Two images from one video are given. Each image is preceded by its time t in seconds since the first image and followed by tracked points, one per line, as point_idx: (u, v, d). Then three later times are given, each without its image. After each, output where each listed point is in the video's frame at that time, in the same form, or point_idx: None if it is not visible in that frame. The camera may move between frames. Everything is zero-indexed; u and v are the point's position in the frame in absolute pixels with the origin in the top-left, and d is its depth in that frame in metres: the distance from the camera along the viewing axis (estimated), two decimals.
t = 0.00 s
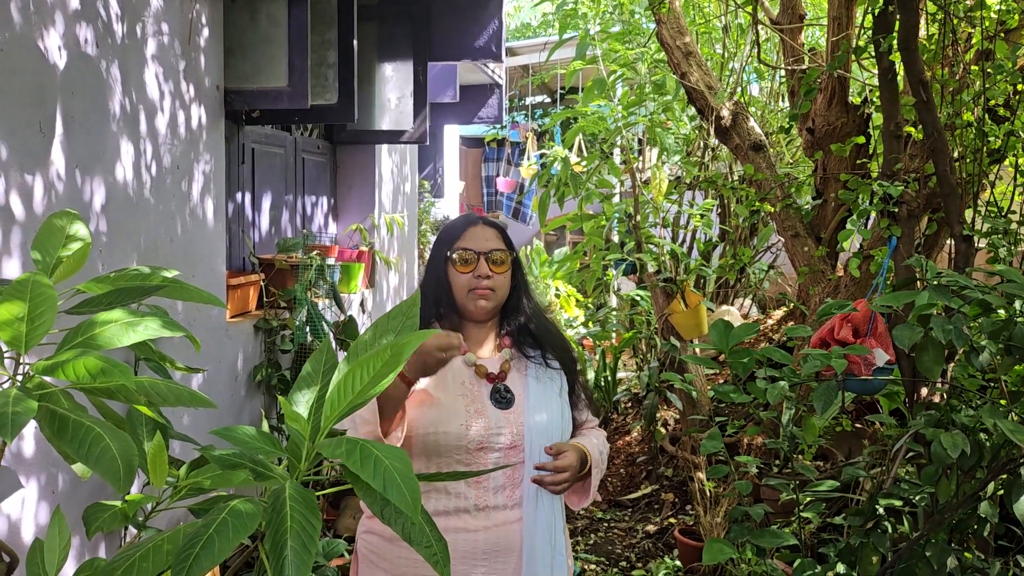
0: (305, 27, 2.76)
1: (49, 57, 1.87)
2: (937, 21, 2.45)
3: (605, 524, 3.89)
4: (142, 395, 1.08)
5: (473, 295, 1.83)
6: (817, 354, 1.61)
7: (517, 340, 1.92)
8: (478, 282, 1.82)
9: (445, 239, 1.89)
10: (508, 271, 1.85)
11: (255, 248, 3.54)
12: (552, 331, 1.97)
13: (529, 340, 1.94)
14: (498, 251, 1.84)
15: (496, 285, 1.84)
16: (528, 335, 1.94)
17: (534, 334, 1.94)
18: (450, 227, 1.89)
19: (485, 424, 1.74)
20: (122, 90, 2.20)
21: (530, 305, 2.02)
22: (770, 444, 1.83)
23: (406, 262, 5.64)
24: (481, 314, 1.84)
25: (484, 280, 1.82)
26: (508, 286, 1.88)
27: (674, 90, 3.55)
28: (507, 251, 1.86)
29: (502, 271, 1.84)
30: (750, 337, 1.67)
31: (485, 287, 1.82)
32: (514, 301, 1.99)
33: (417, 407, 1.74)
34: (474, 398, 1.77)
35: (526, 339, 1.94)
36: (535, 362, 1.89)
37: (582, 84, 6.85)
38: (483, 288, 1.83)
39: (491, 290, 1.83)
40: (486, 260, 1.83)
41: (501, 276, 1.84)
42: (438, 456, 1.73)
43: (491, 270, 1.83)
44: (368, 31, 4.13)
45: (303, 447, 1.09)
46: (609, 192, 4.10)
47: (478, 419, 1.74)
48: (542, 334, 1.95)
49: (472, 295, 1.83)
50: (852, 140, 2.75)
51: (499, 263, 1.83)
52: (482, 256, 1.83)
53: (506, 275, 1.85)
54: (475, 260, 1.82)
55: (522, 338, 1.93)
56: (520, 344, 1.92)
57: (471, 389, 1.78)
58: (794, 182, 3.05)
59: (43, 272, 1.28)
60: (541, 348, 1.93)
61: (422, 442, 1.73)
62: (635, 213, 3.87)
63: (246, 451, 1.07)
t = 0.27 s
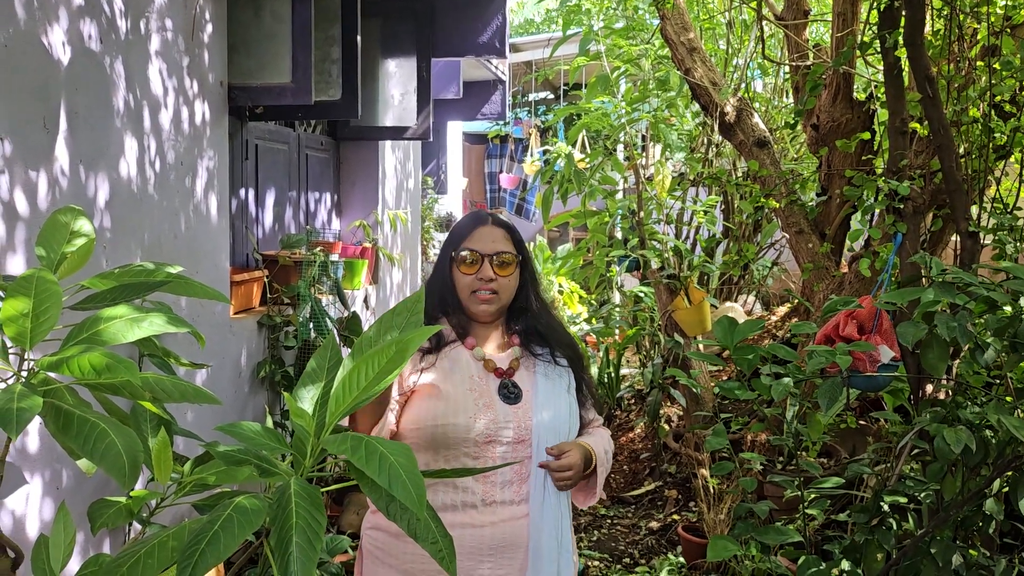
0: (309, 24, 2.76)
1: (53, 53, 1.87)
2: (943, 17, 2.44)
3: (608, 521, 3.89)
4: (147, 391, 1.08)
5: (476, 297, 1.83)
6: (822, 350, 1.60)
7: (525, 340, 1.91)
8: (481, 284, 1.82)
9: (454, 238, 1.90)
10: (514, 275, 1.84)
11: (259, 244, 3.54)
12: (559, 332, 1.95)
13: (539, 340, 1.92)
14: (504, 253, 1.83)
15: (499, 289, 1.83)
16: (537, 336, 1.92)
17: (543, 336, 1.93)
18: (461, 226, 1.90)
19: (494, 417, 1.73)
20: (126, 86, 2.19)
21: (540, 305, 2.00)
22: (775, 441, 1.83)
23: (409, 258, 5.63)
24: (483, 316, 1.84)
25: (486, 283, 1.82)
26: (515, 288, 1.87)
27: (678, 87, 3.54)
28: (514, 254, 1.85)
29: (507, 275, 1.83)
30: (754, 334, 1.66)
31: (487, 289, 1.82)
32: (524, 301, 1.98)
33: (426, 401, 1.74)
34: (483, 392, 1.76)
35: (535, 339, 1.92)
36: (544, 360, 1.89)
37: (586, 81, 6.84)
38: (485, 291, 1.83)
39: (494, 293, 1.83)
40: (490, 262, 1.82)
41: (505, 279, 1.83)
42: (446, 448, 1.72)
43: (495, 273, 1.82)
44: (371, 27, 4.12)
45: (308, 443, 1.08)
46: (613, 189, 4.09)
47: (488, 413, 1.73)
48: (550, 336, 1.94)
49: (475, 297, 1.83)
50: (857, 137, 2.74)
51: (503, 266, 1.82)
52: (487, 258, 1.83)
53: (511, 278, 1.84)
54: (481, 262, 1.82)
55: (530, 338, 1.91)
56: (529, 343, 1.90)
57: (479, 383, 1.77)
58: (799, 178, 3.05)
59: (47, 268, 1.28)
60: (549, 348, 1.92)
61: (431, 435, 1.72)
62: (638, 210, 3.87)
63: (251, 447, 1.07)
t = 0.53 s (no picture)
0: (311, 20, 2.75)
1: (54, 49, 1.87)
2: (947, 11, 2.43)
3: (611, 517, 3.89)
4: (148, 386, 1.08)
5: (486, 288, 1.83)
6: (826, 346, 1.59)
7: (532, 334, 1.91)
8: (489, 275, 1.82)
9: (452, 235, 1.89)
10: (518, 260, 1.84)
11: (262, 240, 3.54)
12: (565, 328, 1.94)
13: (544, 337, 1.92)
14: (504, 241, 1.83)
15: (507, 276, 1.83)
16: (545, 329, 1.93)
17: (549, 327, 1.93)
18: (458, 222, 1.89)
19: (497, 416, 1.73)
20: (128, 82, 2.19)
21: (542, 294, 2.01)
22: (778, 437, 1.82)
23: (412, 254, 5.63)
24: (495, 306, 1.84)
25: (494, 272, 1.82)
26: (519, 275, 1.87)
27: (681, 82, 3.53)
28: (515, 240, 1.85)
29: (512, 261, 1.83)
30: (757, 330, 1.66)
31: (496, 279, 1.82)
32: (526, 290, 1.98)
33: (431, 398, 1.74)
34: (488, 391, 1.76)
35: (542, 333, 1.92)
36: (549, 359, 1.88)
37: (588, 76, 6.82)
38: (495, 280, 1.82)
39: (503, 281, 1.83)
40: (494, 252, 1.82)
41: (511, 265, 1.83)
42: (448, 447, 1.73)
43: (500, 261, 1.82)
44: (373, 23, 4.11)
45: (310, 439, 1.08)
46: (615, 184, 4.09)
47: (492, 412, 1.74)
48: (557, 326, 1.94)
49: (485, 288, 1.83)
50: (861, 131, 2.73)
51: (507, 253, 1.82)
52: (489, 248, 1.82)
53: (516, 265, 1.84)
54: (484, 253, 1.82)
55: (538, 333, 1.92)
56: (535, 340, 1.90)
57: (484, 381, 1.77)
58: (802, 173, 3.04)
59: (49, 264, 1.28)
60: (555, 346, 1.91)
61: (435, 433, 1.73)
62: (641, 206, 3.86)
63: (253, 443, 1.06)
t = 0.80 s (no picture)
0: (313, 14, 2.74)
1: (56, 45, 1.86)
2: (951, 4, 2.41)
3: (614, 512, 3.89)
4: (150, 382, 1.08)
5: (482, 286, 1.82)
6: (829, 341, 1.59)
7: (531, 331, 1.92)
8: (486, 273, 1.81)
9: (456, 229, 1.89)
10: (518, 261, 1.83)
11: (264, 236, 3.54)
12: (564, 325, 1.96)
13: (543, 333, 1.93)
14: (505, 240, 1.83)
15: (504, 276, 1.82)
16: (544, 327, 1.94)
17: (548, 326, 1.94)
18: (463, 216, 1.89)
19: (496, 412, 1.73)
20: (130, 77, 2.19)
21: (544, 294, 2.02)
22: (781, 432, 1.82)
23: (414, 249, 5.63)
24: (489, 305, 1.83)
25: (491, 271, 1.81)
26: (519, 276, 1.86)
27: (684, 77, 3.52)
28: (517, 240, 1.85)
29: (511, 261, 1.82)
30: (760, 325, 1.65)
31: (492, 277, 1.81)
32: (528, 289, 1.99)
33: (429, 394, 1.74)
34: (486, 387, 1.76)
35: (540, 331, 1.93)
36: (549, 354, 1.89)
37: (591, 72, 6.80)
38: (491, 279, 1.82)
39: (499, 281, 1.82)
40: (493, 250, 1.81)
41: (509, 266, 1.82)
42: (448, 443, 1.73)
43: (499, 260, 1.81)
44: (376, 18, 4.11)
45: (312, 434, 1.08)
46: (618, 180, 4.08)
47: (491, 407, 1.73)
48: (555, 325, 1.95)
49: (482, 286, 1.82)
50: (864, 126, 2.72)
51: (506, 252, 1.81)
52: (489, 246, 1.82)
53: (515, 265, 1.83)
54: (483, 250, 1.81)
55: (535, 330, 1.93)
56: (535, 336, 1.92)
57: (483, 377, 1.77)
58: (805, 168, 3.03)
59: (51, 260, 1.28)
60: (554, 340, 1.92)
61: (433, 430, 1.73)
62: (644, 201, 3.85)
63: (255, 439, 1.06)
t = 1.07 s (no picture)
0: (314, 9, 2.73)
1: (56, 39, 1.86)
2: None
3: (616, 507, 3.89)
4: (151, 375, 1.08)
5: (501, 274, 1.82)
6: (831, 335, 1.58)
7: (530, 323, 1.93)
8: (504, 260, 1.82)
9: (459, 220, 1.87)
10: (526, 249, 1.87)
11: (266, 231, 3.54)
12: (563, 316, 1.96)
13: (542, 325, 1.93)
14: (515, 229, 1.86)
15: (519, 263, 1.84)
16: (543, 318, 1.95)
17: (547, 318, 1.95)
18: (462, 208, 1.88)
19: (495, 409, 1.73)
20: (130, 72, 2.18)
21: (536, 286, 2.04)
22: (784, 427, 1.81)
23: (416, 244, 5.63)
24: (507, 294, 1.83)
25: (509, 258, 1.82)
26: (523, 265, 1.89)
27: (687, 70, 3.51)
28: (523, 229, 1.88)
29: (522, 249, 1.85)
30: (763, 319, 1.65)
31: (511, 264, 1.82)
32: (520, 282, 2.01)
33: (427, 393, 1.74)
34: (486, 383, 1.76)
35: (540, 322, 1.94)
36: (547, 345, 1.89)
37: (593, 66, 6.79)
38: (509, 267, 1.82)
39: (516, 268, 1.83)
40: (507, 238, 1.83)
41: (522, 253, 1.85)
42: (448, 441, 1.73)
43: (514, 247, 1.84)
44: (377, 13, 4.10)
45: (314, 428, 1.08)
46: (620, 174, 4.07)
47: (490, 402, 1.73)
48: (553, 317, 1.95)
49: (501, 274, 1.82)
50: (868, 119, 2.71)
51: (519, 240, 1.84)
52: (502, 234, 1.84)
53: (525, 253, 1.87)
54: (498, 238, 1.83)
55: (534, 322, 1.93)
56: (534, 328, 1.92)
57: (482, 373, 1.77)
58: (808, 162, 3.02)
59: (52, 254, 1.28)
60: (552, 332, 1.92)
61: (434, 425, 1.72)
62: (646, 195, 3.84)
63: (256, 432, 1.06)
